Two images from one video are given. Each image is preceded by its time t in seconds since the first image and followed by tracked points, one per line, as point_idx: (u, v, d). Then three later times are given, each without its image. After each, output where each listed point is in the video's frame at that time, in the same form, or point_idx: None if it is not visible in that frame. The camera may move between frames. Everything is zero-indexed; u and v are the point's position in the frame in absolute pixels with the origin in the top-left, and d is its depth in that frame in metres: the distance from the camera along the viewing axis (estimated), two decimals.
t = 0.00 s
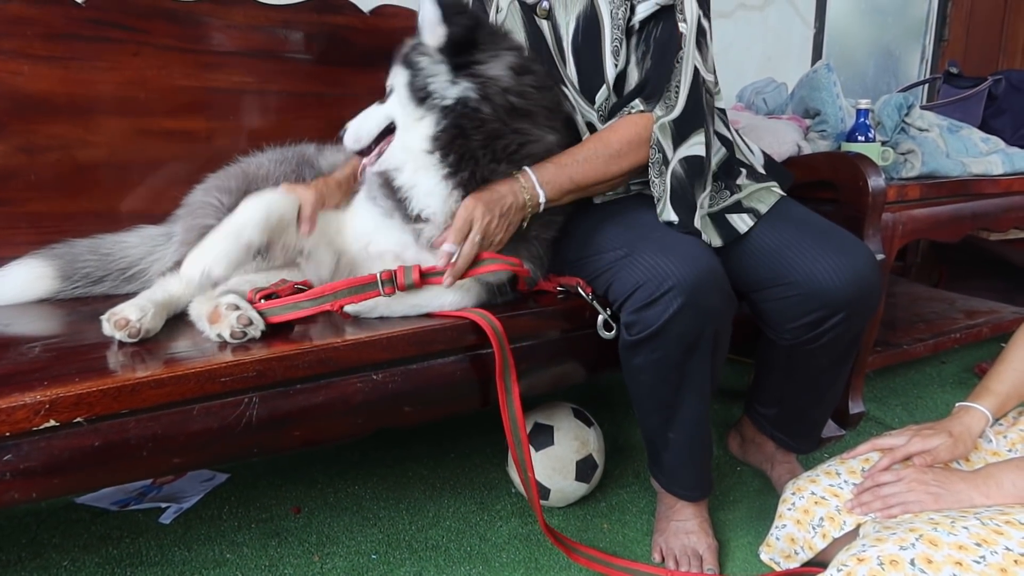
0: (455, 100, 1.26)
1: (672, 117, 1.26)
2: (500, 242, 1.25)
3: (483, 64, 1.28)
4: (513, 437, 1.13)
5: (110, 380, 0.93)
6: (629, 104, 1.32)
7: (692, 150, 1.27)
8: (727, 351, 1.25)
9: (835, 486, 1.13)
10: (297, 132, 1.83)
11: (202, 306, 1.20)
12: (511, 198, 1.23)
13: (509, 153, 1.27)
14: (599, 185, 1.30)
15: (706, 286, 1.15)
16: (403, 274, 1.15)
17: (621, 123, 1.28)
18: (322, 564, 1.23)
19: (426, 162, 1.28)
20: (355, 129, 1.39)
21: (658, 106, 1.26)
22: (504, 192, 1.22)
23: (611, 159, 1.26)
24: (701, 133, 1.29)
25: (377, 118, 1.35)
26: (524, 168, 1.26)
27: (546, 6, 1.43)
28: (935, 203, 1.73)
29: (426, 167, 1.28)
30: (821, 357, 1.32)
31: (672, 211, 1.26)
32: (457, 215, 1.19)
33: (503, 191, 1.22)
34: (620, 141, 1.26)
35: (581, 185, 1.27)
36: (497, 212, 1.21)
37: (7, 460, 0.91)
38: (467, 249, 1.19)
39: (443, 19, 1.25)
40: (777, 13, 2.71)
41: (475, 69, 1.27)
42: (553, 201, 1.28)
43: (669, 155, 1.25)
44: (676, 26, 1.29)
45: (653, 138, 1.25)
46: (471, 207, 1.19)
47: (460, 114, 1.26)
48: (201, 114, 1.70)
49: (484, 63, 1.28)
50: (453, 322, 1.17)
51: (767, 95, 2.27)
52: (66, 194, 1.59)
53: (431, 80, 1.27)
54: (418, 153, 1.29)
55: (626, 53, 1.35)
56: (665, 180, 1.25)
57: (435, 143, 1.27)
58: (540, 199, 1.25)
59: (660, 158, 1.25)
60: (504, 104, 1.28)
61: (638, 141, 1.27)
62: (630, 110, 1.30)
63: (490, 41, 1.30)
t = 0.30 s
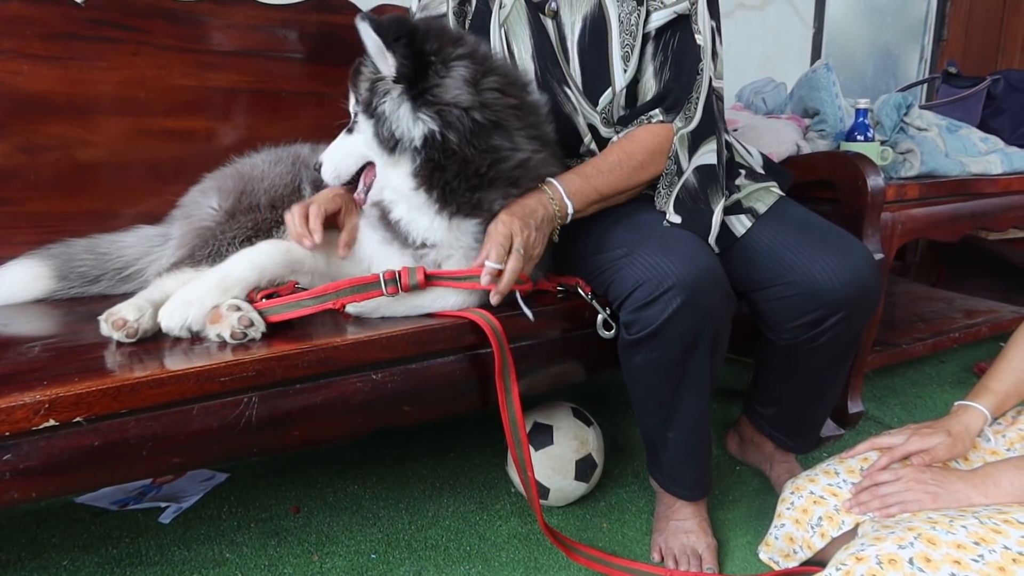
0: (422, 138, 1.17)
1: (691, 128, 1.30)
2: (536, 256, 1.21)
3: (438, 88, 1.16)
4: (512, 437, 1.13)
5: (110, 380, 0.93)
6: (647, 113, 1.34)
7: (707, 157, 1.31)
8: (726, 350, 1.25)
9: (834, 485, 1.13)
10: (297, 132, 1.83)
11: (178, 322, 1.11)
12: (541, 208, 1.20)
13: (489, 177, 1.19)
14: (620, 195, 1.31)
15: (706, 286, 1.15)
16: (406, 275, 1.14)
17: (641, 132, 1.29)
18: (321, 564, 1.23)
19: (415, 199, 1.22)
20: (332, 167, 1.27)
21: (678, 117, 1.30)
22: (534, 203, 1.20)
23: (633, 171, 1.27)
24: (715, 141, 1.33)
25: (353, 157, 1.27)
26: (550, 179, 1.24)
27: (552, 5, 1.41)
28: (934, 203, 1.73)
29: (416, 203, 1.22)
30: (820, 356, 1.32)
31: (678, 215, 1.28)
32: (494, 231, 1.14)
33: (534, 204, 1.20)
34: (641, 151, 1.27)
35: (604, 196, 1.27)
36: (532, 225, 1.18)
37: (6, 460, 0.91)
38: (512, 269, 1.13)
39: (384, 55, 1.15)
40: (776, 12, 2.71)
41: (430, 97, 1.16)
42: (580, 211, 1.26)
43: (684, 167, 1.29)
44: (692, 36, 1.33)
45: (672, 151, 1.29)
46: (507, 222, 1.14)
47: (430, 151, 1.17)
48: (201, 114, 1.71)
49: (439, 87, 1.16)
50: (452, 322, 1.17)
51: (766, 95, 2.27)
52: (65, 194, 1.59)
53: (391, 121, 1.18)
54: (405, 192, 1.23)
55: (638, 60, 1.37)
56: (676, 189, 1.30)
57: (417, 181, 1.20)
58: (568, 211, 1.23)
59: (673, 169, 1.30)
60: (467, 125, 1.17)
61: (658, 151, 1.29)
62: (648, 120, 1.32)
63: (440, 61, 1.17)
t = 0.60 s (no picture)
0: (434, 133, 1.18)
1: (703, 122, 1.28)
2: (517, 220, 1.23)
3: (454, 88, 1.16)
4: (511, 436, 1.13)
5: (109, 380, 0.93)
6: (657, 106, 1.36)
7: (717, 153, 1.29)
8: (725, 350, 1.25)
9: (833, 484, 1.13)
10: (296, 132, 1.83)
11: (176, 321, 1.11)
12: (536, 183, 1.22)
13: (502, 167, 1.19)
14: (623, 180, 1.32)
15: (706, 286, 1.15)
16: (405, 275, 1.14)
17: (651, 120, 1.31)
18: (321, 563, 1.23)
19: (426, 194, 1.23)
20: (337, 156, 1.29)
21: (689, 111, 1.30)
22: (532, 177, 1.21)
23: (635, 158, 1.28)
24: (725, 139, 1.30)
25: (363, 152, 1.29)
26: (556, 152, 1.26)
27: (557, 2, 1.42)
28: (933, 202, 1.73)
29: (426, 196, 1.24)
30: (819, 357, 1.32)
31: (677, 214, 1.27)
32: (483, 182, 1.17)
33: (532, 177, 1.21)
34: (649, 140, 1.28)
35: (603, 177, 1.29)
36: (521, 189, 1.19)
37: (5, 460, 0.91)
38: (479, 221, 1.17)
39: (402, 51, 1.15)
40: (775, 12, 2.71)
41: (445, 96, 1.16)
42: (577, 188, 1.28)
43: (692, 161, 1.26)
44: (702, 32, 1.31)
45: (681, 142, 1.27)
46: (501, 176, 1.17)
47: (441, 147, 1.18)
48: (200, 114, 1.70)
49: (455, 87, 1.16)
50: (451, 322, 1.17)
51: (765, 95, 2.27)
52: (64, 194, 1.59)
53: (404, 114, 1.19)
54: (416, 188, 1.24)
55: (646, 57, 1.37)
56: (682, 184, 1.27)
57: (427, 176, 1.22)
58: (563, 185, 1.25)
59: (681, 162, 1.27)
60: (484, 124, 1.17)
61: (668, 142, 1.29)
62: (659, 111, 1.34)
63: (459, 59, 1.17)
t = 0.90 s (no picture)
0: (441, 80, 1.25)
1: (700, 121, 1.27)
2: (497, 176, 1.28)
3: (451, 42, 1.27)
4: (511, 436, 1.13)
5: (109, 380, 0.93)
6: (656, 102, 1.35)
7: (716, 154, 1.28)
8: (726, 350, 1.25)
9: (834, 484, 1.13)
10: (296, 133, 1.83)
11: (176, 322, 1.11)
12: (522, 140, 1.26)
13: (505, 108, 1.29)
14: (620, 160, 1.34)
15: (706, 286, 1.15)
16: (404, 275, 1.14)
17: (652, 110, 1.31)
18: (321, 564, 1.23)
19: (433, 147, 1.27)
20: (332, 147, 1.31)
21: (687, 109, 1.30)
22: (519, 132, 1.26)
23: (632, 145, 1.30)
24: (726, 139, 1.30)
25: (361, 131, 1.31)
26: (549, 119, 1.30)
27: (562, 6, 1.44)
28: (934, 202, 1.73)
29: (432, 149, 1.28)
30: (820, 357, 1.32)
31: (678, 215, 1.26)
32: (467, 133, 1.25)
33: (518, 133, 1.26)
34: (646, 129, 1.30)
35: (595, 152, 1.32)
36: (506, 143, 1.24)
37: (6, 460, 0.91)
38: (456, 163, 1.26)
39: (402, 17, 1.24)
40: (775, 12, 2.71)
41: (448, 45, 1.27)
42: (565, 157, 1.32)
43: (691, 159, 1.26)
44: (703, 33, 1.30)
45: (678, 140, 1.27)
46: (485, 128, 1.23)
47: (448, 88, 1.25)
48: (201, 114, 1.71)
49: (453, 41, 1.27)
50: (451, 322, 1.17)
51: (766, 95, 2.27)
52: (64, 195, 1.59)
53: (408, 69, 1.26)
54: (419, 143, 1.28)
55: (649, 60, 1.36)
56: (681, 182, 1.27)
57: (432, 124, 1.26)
58: (550, 153, 1.30)
59: (680, 160, 1.27)
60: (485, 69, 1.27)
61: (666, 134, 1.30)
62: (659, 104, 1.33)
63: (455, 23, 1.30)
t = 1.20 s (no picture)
0: (473, 78, 1.30)
1: (717, 109, 1.29)
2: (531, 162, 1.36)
3: (456, 49, 1.33)
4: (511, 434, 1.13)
5: (109, 379, 0.93)
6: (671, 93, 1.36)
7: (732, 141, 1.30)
8: (725, 349, 1.25)
9: (834, 483, 1.13)
10: (295, 131, 1.83)
11: (175, 323, 1.11)
12: (553, 133, 1.33)
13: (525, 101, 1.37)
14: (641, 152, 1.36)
15: (705, 284, 1.15)
16: (408, 272, 1.15)
17: (671, 100, 1.33)
18: (321, 562, 1.23)
19: (477, 151, 1.31)
20: (353, 186, 1.20)
21: (703, 97, 1.31)
22: (549, 124, 1.33)
23: (654, 135, 1.31)
24: (741, 126, 1.32)
25: (383, 159, 1.24)
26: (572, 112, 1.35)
27: (558, 7, 1.43)
28: (934, 201, 1.73)
29: (479, 151, 1.31)
30: (818, 356, 1.32)
31: (693, 212, 1.28)
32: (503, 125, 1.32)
33: (549, 125, 1.33)
34: (665, 119, 1.31)
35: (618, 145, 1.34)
36: (538, 133, 1.33)
37: (5, 459, 0.91)
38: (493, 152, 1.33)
39: (407, 38, 1.27)
40: (775, 10, 2.70)
41: (455, 52, 1.32)
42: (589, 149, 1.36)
43: (709, 147, 1.28)
44: (710, 26, 1.31)
45: (696, 129, 1.29)
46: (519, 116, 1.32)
47: (485, 89, 1.31)
48: (200, 113, 1.70)
49: (457, 48, 1.33)
50: (451, 321, 1.17)
51: (766, 93, 2.27)
52: (63, 193, 1.59)
53: (438, 84, 1.27)
54: (467, 151, 1.31)
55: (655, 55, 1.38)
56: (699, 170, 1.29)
57: (477, 129, 1.30)
58: (575, 146, 1.35)
59: (698, 149, 1.29)
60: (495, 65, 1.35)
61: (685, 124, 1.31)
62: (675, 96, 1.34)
63: (444, 33, 1.35)
